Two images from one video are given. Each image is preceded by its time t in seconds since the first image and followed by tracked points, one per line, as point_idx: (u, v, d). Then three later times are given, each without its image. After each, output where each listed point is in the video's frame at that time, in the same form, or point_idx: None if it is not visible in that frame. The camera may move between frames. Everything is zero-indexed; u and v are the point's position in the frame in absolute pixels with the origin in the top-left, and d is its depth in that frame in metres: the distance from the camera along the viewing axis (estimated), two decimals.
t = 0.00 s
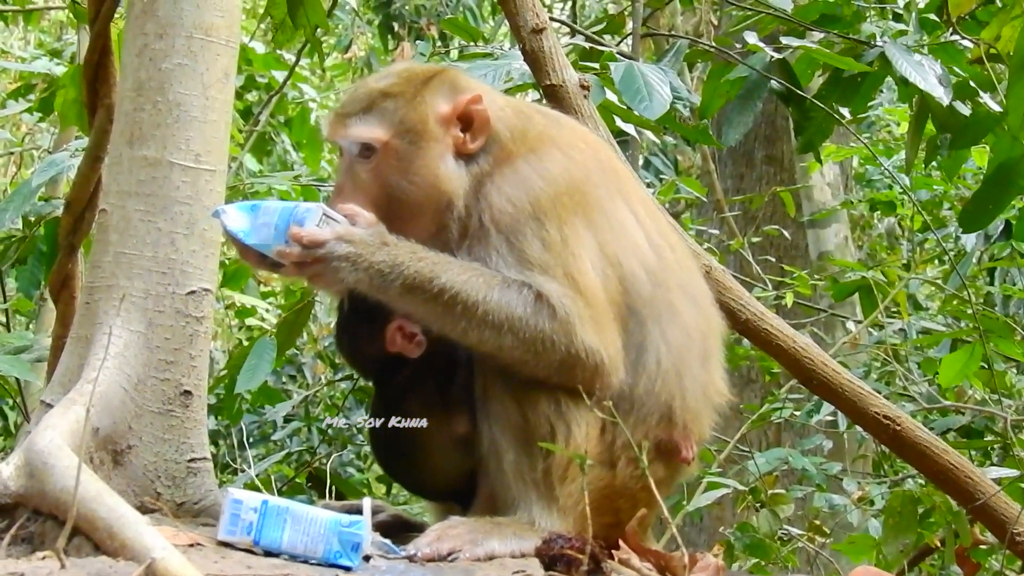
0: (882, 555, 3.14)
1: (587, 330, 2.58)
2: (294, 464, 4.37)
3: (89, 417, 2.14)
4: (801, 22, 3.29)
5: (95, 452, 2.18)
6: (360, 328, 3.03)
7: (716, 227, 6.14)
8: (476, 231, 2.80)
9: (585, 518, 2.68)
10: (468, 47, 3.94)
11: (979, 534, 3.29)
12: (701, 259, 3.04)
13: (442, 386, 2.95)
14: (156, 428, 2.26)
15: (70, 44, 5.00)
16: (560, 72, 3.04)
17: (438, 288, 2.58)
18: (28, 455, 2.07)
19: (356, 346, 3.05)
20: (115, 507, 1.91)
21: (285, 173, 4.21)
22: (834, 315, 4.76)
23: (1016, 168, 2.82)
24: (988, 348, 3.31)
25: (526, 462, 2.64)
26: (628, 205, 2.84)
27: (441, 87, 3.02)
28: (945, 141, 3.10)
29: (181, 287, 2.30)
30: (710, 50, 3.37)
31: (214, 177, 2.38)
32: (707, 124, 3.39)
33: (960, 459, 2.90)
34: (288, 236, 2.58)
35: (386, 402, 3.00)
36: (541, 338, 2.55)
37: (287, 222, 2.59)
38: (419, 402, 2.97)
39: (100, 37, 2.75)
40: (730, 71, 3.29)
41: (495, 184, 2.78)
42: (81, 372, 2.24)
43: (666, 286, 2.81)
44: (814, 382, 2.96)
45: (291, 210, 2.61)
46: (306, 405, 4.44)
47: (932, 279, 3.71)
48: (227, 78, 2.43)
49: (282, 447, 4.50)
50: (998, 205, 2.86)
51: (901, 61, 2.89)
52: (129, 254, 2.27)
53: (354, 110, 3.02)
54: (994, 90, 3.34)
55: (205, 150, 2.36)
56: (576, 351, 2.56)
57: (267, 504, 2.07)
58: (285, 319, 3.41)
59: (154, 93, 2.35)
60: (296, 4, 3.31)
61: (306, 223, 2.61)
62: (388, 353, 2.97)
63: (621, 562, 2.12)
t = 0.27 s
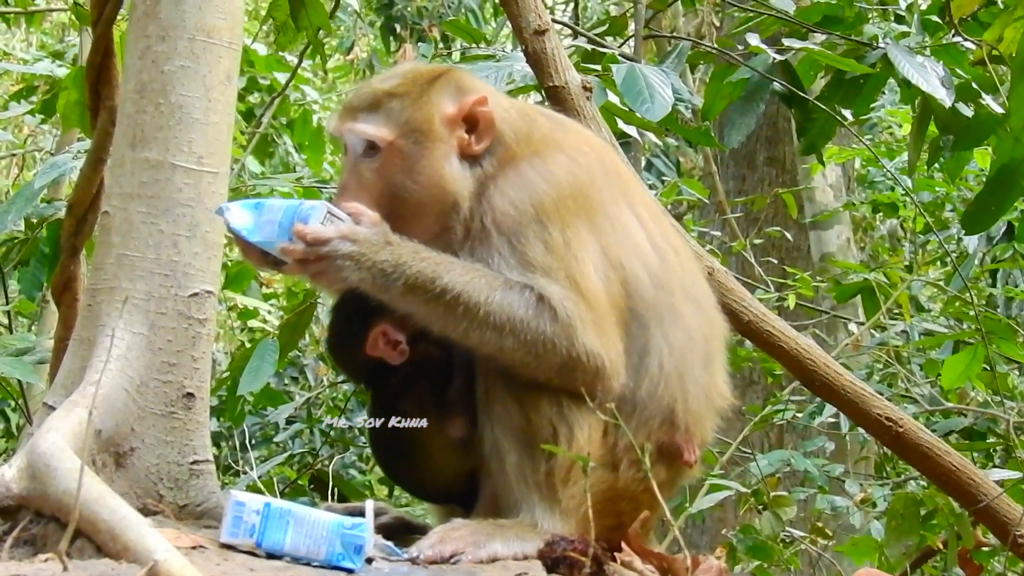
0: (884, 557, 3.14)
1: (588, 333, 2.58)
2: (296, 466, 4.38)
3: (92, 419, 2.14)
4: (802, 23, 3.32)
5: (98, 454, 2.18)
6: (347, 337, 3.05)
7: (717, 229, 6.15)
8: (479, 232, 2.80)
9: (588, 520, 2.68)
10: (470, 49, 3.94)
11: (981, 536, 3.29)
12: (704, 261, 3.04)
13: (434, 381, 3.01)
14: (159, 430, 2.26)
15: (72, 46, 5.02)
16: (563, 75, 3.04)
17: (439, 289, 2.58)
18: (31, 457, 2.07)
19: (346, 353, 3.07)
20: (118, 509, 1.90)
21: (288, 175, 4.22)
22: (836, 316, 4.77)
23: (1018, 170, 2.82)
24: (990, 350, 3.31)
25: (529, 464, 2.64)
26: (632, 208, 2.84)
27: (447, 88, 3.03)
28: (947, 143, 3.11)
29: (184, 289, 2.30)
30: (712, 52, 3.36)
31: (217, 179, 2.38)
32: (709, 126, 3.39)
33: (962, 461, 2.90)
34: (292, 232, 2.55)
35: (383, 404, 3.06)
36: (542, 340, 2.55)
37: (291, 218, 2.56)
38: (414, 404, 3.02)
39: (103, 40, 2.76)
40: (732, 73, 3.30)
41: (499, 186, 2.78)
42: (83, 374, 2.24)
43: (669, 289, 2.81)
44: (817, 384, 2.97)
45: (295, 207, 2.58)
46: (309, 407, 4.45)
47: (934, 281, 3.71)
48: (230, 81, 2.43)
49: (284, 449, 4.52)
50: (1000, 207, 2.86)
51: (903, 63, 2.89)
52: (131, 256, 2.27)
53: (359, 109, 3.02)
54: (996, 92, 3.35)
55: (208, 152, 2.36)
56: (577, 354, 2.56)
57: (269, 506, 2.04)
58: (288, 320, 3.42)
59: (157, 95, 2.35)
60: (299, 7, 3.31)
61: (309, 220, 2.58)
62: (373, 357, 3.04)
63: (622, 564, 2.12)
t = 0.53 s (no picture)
0: (886, 558, 3.14)
1: (588, 337, 2.58)
2: (298, 468, 4.39)
3: (94, 420, 2.13)
4: (804, 26, 3.32)
5: (100, 456, 2.17)
6: (350, 338, 3.06)
7: (718, 230, 6.15)
8: (480, 235, 2.80)
9: (589, 521, 2.68)
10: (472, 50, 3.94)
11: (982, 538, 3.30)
12: (705, 263, 3.04)
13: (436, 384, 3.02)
14: (160, 432, 2.26)
15: (74, 48, 5.03)
16: (564, 76, 3.04)
17: (439, 291, 2.58)
18: (32, 459, 2.05)
19: (348, 354, 3.09)
20: (119, 512, 1.89)
21: (290, 176, 4.22)
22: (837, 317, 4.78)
23: (1019, 172, 2.83)
24: (992, 352, 3.32)
25: (530, 466, 2.64)
26: (634, 212, 2.84)
27: (449, 89, 3.03)
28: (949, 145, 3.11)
29: (186, 291, 2.30)
30: (713, 53, 3.36)
31: (219, 181, 2.38)
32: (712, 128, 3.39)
33: (963, 464, 2.90)
34: (293, 231, 2.54)
35: (383, 405, 3.08)
36: (542, 343, 2.54)
37: (294, 216, 2.56)
38: (412, 405, 3.03)
39: (105, 42, 2.76)
40: (734, 76, 3.30)
41: (500, 189, 2.79)
42: (85, 375, 2.23)
43: (670, 292, 2.81)
44: (818, 386, 2.97)
45: (296, 206, 2.58)
46: (311, 409, 4.46)
47: (935, 283, 3.73)
48: (232, 83, 2.42)
49: (286, 451, 4.52)
50: (1002, 208, 2.86)
51: (905, 64, 2.89)
52: (132, 257, 2.26)
53: (361, 109, 3.03)
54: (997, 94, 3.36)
55: (210, 154, 2.36)
56: (577, 357, 2.56)
57: (271, 509, 2.04)
58: (289, 322, 3.42)
59: (159, 97, 2.35)
60: (300, 8, 3.31)
61: (310, 219, 2.58)
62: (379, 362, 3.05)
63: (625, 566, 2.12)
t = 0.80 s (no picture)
0: (887, 559, 3.14)
1: (589, 338, 2.58)
2: (298, 468, 4.40)
3: (95, 420, 2.13)
4: (805, 26, 3.31)
5: (100, 456, 2.17)
6: (356, 343, 3.08)
7: (719, 231, 6.16)
8: (482, 235, 2.80)
9: (590, 523, 2.68)
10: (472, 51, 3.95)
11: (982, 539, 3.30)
12: (707, 264, 3.04)
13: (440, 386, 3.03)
14: (161, 432, 2.26)
15: (74, 48, 5.03)
16: (565, 77, 3.04)
17: (440, 291, 2.58)
18: (33, 459, 2.05)
19: (353, 362, 3.11)
20: (119, 512, 1.88)
21: (290, 176, 4.23)
22: (837, 318, 4.78)
23: (1019, 173, 2.82)
24: (993, 353, 3.32)
25: (531, 467, 2.64)
26: (637, 213, 2.84)
27: (451, 89, 3.04)
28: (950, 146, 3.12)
29: (186, 291, 2.30)
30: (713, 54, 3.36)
31: (219, 181, 2.38)
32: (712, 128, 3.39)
33: (964, 466, 2.89)
34: (295, 228, 2.56)
35: (385, 403, 3.08)
36: (542, 344, 2.54)
37: (295, 214, 2.58)
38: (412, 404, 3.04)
39: (105, 43, 2.76)
40: (735, 76, 3.30)
41: (502, 189, 2.79)
42: (85, 376, 2.23)
43: (672, 293, 2.81)
44: (819, 387, 2.97)
45: (299, 204, 2.60)
46: (311, 410, 4.46)
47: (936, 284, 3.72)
48: (232, 83, 2.42)
49: (286, 451, 4.53)
50: (1003, 209, 2.86)
51: (905, 65, 2.89)
52: (133, 258, 2.26)
53: (365, 107, 3.04)
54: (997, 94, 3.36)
55: (210, 155, 2.36)
56: (577, 359, 2.55)
57: (271, 509, 2.04)
58: (290, 322, 3.42)
59: (158, 97, 2.34)
60: (301, 8, 3.31)
61: (311, 216, 2.59)
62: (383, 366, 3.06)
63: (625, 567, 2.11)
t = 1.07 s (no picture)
0: (886, 560, 3.15)
1: (588, 339, 2.57)
2: (298, 469, 4.40)
3: (93, 421, 2.13)
4: (804, 27, 3.32)
5: (99, 457, 2.17)
6: (352, 339, 3.05)
7: (719, 232, 6.16)
8: (481, 235, 2.80)
9: (589, 523, 2.68)
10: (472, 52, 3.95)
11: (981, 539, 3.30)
12: (706, 264, 3.04)
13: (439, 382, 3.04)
14: (160, 433, 2.26)
15: (74, 49, 5.04)
16: (564, 78, 3.04)
17: (438, 290, 2.58)
18: (32, 460, 2.05)
19: (346, 359, 3.09)
20: (118, 512, 1.88)
21: (290, 177, 4.23)
22: (837, 319, 4.78)
23: (1019, 173, 2.82)
24: (993, 354, 3.32)
25: (530, 467, 2.63)
26: (637, 214, 2.84)
27: (450, 89, 3.04)
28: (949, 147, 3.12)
29: (185, 292, 2.30)
30: (713, 55, 3.37)
31: (218, 182, 2.38)
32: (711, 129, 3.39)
33: (964, 467, 2.89)
34: (294, 229, 2.56)
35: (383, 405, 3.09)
36: (541, 344, 2.54)
37: (295, 215, 2.58)
38: (411, 404, 3.04)
39: (105, 44, 2.76)
40: (734, 77, 3.30)
41: (502, 189, 2.79)
42: (84, 376, 2.23)
43: (672, 294, 2.81)
44: (818, 387, 2.97)
45: (298, 205, 2.61)
46: (311, 410, 4.46)
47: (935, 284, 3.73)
48: (232, 84, 2.42)
49: (286, 452, 4.53)
50: (1002, 210, 2.86)
51: (904, 66, 2.89)
52: (132, 259, 2.26)
53: (364, 107, 3.04)
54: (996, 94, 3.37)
55: (209, 155, 2.36)
56: (577, 360, 2.55)
57: (271, 509, 2.04)
58: (289, 322, 3.41)
59: (158, 98, 2.34)
60: (300, 9, 3.31)
61: (310, 216, 2.59)
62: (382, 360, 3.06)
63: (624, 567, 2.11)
